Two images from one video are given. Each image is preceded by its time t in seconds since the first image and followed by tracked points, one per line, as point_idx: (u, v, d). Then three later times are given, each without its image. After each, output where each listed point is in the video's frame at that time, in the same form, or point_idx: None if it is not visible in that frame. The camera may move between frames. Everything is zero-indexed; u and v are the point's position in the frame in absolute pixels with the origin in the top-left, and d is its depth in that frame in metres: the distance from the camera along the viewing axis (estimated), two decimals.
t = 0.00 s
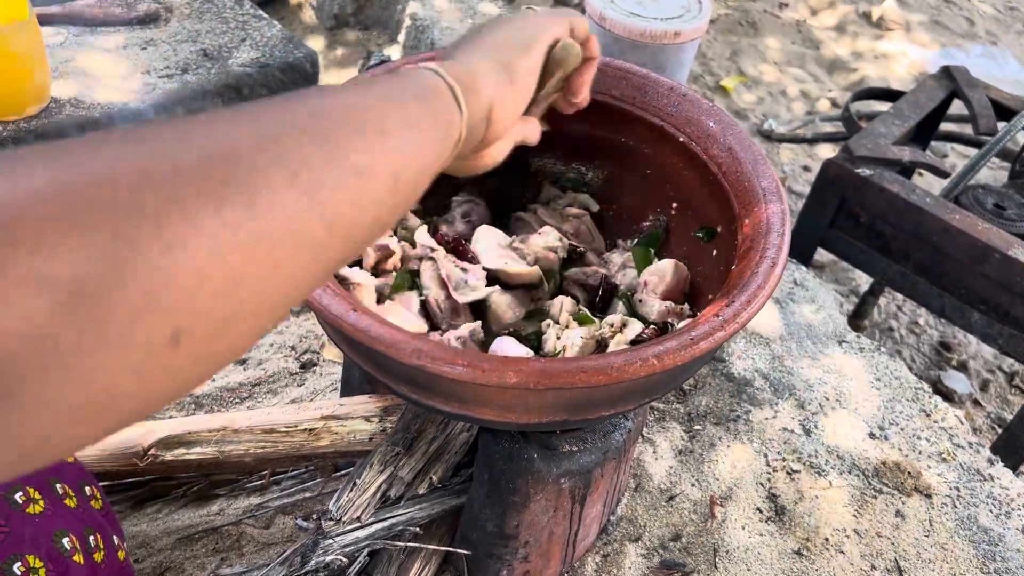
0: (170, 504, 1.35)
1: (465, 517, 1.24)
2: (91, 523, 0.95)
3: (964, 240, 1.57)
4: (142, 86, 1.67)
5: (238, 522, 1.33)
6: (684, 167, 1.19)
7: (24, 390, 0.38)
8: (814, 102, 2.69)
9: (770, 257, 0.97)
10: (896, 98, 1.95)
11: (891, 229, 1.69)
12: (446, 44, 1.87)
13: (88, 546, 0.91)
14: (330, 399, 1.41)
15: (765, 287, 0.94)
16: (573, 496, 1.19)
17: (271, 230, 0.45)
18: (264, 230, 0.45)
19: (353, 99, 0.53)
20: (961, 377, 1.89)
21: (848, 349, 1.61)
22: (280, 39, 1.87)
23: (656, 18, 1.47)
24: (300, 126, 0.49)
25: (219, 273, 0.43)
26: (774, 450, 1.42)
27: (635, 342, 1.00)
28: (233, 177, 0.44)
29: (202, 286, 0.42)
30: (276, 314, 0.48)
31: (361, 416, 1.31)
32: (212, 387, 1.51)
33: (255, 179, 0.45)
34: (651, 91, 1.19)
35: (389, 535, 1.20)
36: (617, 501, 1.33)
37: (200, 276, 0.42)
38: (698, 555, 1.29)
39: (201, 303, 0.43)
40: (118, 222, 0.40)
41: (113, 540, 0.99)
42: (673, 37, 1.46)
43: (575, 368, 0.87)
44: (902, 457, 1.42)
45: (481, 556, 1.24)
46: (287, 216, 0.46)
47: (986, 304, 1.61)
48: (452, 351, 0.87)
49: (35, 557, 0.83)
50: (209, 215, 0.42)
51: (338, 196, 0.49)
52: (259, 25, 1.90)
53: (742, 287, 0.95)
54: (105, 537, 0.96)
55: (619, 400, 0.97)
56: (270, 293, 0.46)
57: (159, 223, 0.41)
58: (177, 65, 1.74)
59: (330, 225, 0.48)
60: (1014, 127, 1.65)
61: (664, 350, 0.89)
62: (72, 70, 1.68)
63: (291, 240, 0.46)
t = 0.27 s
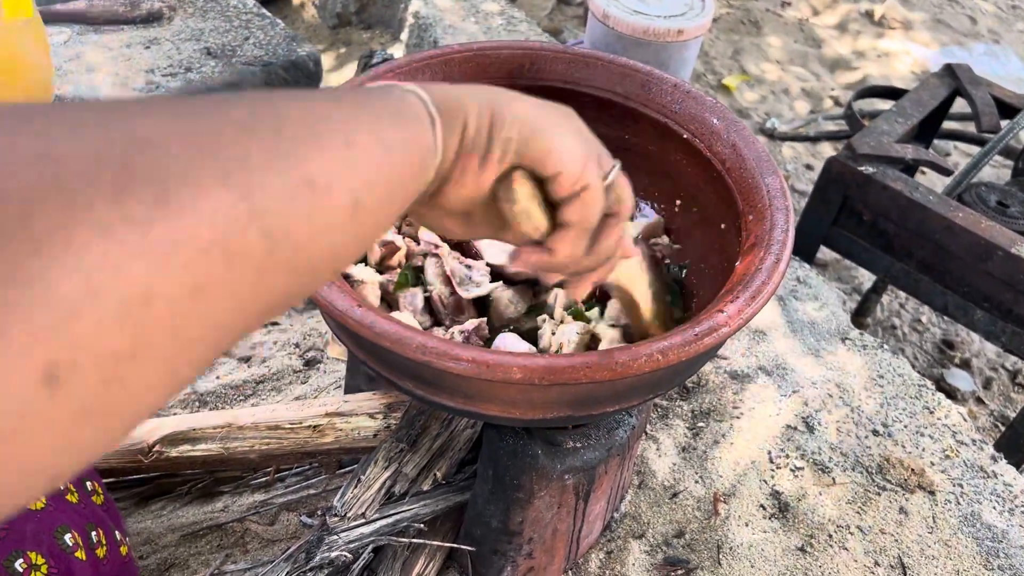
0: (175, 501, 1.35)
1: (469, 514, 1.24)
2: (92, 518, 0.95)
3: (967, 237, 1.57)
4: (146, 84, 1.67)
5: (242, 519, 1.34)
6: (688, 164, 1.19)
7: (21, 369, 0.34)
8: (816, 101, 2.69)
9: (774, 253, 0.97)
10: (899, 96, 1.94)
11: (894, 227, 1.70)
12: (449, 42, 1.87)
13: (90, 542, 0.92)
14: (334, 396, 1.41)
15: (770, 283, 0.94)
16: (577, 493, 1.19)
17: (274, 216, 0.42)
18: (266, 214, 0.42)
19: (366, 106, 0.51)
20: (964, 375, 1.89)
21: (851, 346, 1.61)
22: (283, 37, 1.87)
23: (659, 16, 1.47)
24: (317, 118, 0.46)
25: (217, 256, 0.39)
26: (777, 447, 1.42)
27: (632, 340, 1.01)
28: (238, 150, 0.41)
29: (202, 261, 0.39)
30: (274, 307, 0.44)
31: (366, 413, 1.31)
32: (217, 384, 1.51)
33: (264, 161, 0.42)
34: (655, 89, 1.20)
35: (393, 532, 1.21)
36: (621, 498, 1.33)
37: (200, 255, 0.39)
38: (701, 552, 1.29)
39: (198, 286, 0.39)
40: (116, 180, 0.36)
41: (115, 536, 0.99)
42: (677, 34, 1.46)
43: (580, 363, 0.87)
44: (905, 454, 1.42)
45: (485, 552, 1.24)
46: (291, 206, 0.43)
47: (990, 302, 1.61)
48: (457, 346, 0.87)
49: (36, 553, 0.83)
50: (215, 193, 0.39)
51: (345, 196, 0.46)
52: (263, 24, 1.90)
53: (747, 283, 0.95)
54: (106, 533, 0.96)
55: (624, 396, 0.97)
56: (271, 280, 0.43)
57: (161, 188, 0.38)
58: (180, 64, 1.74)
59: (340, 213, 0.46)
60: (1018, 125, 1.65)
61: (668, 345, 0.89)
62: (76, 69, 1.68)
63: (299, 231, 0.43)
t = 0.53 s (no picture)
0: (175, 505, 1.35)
1: (469, 518, 1.24)
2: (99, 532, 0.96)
3: (968, 241, 1.57)
4: (147, 89, 1.67)
5: (242, 523, 1.34)
6: (688, 168, 1.20)
7: (23, 488, 0.42)
8: (817, 103, 2.69)
9: (773, 257, 0.97)
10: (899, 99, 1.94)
11: (895, 230, 1.69)
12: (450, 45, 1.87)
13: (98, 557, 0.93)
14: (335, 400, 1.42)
15: (769, 287, 0.94)
16: (577, 497, 1.19)
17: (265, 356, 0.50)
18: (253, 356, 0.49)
19: (358, 227, 0.57)
20: (965, 378, 1.89)
21: (851, 350, 1.60)
22: (284, 41, 1.87)
23: (659, 20, 1.47)
24: (310, 241, 0.53)
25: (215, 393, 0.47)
26: (778, 451, 1.42)
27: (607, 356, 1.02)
28: (232, 288, 0.49)
29: (190, 392, 0.46)
30: (262, 432, 0.51)
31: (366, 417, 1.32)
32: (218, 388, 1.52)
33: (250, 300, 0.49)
34: (655, 93, 1.20)
35: (394, 536, 1.20)
36: (622, 502, 1.33)
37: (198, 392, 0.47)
38: (702, 556, 1.29)
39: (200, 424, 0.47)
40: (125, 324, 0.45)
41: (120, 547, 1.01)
42: (676, 38, 1.46)
43: (579, 368, 0.87)
44: (906, 457, 1.42)
45: (485, 557, 1.25)
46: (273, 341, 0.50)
47: (990, 305, 1.61)
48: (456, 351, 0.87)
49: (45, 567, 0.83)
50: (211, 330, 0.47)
51: (325, 323, 0.53)
52: (264, 28, 1.91)
53: (746, 288, 0.95)
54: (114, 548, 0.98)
55: (623, 401, 0.97)
56: (262, 409, 0.50)
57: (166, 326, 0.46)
58: (181, 68, 1.74)
59: (317, 335, 0.52)
60: (1018, 128, 1.65)
61: (667, 350, 0.89)
62: (78, 73, 1.68)
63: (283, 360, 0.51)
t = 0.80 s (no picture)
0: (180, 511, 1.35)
1: (473, 524, 1.24)
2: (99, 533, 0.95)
3: (972, 245, 1.56)
4: (151, 95, 1.68)
5: (247, 529, 1.34)
6: (692, 173, 1.19)
7: None
8: (821, 107, 2.69)
9: (778, 263, 0.97)
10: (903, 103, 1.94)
11: (899, 235, 1.69)
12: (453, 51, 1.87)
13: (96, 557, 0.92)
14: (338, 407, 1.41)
15: (774, 293, 0.94)
16: (582, 504, 1.19)
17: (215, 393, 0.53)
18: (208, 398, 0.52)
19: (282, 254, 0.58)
20: (970, 383, 1.88)
21: (856, 355, 1.60)
22: (287, 47, 1.88)
23: (662, 25, 1.47)
24: (235, 279, 0.56)
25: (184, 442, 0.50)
26: (783, 457, 1.42)
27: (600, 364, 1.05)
28: (170, 339, 0.51)
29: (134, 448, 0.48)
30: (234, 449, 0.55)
31: (369, 424, 1.31)
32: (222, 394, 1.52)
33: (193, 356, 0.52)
34: (659, 99, 1.20)
35: (398, 543, 1.21)
36: (627, 508, 1.33)
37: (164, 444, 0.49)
38: (707, 562, 1.29)
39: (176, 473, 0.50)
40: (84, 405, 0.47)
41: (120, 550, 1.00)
42: (680, 43, 1.46)
43: (584, 375, 0.87)
44: (911, 463, 1.42)
45: (490, 563, 1.24)
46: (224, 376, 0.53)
47: (995, 309, 1.60)
48: (461, 358, 0.88)
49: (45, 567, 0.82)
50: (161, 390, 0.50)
51: (271, 342, 0.56)
52: (267, 34, 1.91)
53: (751, 295, 0.95)
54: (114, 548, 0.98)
55: (628, 407, 0.97)
56: (228, 442, 0.54)
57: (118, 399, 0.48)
58: (185, 74, 1.75)
59: (269, 357, 0.56)
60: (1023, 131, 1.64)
61: (672, 357, 0.89)
62: (82, 79, 1.68)
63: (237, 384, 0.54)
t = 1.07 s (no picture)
0: (186, 519, 1.36)
1: (479, 532, 1.24)
2: (98, 535, 0.95)
3: (977, 252, 1.56)
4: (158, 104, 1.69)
5: (252, 537, 1.34)
6: (696, 181, 1.20)
7: None
8: (824, 115, 2.69)
9: (784, 271, 0.97)
10: (907, 110, 1.94)
11: (903, 242, 1.69)
12: (458, 60, 1.88)
13: (96, 558, 0.91)
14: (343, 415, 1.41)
15: (779, 301, 0.94)
16: (588, 512, 1.19)
17: None
18: None
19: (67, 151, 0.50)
20: (976, 390, 1.87)
21: (861, 362, 1.60)
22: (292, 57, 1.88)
23: (667, 33, 1.47)
24: None
25: None
26: (788, 464, 1.42)
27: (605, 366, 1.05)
28: None
29: None
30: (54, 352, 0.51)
31: (374, 431, 1.31)
32: (228, 402, 1.52)
33: None
34: (663, 107, 1.20)
35: (404, 551, 1.21)
36: (632, 515, 1.33)
37: None
38: (712, 570, 1.29)
39: None
40: None
41: (121, 552, 0.99)
42: (683, 52, 1.46)
43: (590, 383, 0.87)
44: (917, 470, 1.41)
45: (495, 571, 1.25)
46: None
47: (1000, 316, 1.60)
48: (469, 367, 0.88)
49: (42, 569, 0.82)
50: None
51: (46, 262, 0.48)
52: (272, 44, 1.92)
53: (756, 303, 0.95)
54: (113, 550, 0.97)
55: (635, 415, 0.97)
56: (11, 375, 0.48)
57: None
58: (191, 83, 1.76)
59: (51, 276, 0.49)
60: None
61: (679, 365, 0.89)
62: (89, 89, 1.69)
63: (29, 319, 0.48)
